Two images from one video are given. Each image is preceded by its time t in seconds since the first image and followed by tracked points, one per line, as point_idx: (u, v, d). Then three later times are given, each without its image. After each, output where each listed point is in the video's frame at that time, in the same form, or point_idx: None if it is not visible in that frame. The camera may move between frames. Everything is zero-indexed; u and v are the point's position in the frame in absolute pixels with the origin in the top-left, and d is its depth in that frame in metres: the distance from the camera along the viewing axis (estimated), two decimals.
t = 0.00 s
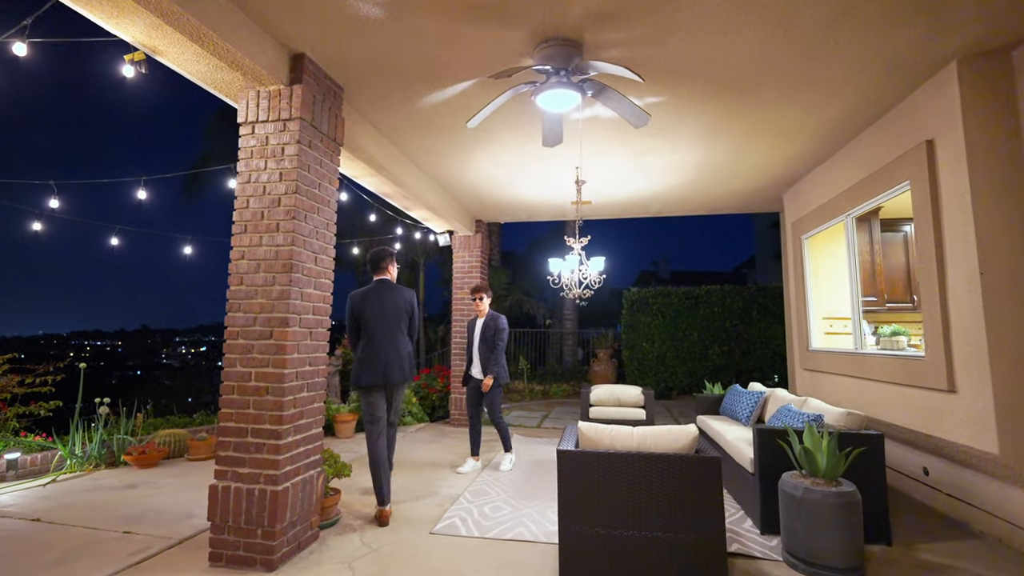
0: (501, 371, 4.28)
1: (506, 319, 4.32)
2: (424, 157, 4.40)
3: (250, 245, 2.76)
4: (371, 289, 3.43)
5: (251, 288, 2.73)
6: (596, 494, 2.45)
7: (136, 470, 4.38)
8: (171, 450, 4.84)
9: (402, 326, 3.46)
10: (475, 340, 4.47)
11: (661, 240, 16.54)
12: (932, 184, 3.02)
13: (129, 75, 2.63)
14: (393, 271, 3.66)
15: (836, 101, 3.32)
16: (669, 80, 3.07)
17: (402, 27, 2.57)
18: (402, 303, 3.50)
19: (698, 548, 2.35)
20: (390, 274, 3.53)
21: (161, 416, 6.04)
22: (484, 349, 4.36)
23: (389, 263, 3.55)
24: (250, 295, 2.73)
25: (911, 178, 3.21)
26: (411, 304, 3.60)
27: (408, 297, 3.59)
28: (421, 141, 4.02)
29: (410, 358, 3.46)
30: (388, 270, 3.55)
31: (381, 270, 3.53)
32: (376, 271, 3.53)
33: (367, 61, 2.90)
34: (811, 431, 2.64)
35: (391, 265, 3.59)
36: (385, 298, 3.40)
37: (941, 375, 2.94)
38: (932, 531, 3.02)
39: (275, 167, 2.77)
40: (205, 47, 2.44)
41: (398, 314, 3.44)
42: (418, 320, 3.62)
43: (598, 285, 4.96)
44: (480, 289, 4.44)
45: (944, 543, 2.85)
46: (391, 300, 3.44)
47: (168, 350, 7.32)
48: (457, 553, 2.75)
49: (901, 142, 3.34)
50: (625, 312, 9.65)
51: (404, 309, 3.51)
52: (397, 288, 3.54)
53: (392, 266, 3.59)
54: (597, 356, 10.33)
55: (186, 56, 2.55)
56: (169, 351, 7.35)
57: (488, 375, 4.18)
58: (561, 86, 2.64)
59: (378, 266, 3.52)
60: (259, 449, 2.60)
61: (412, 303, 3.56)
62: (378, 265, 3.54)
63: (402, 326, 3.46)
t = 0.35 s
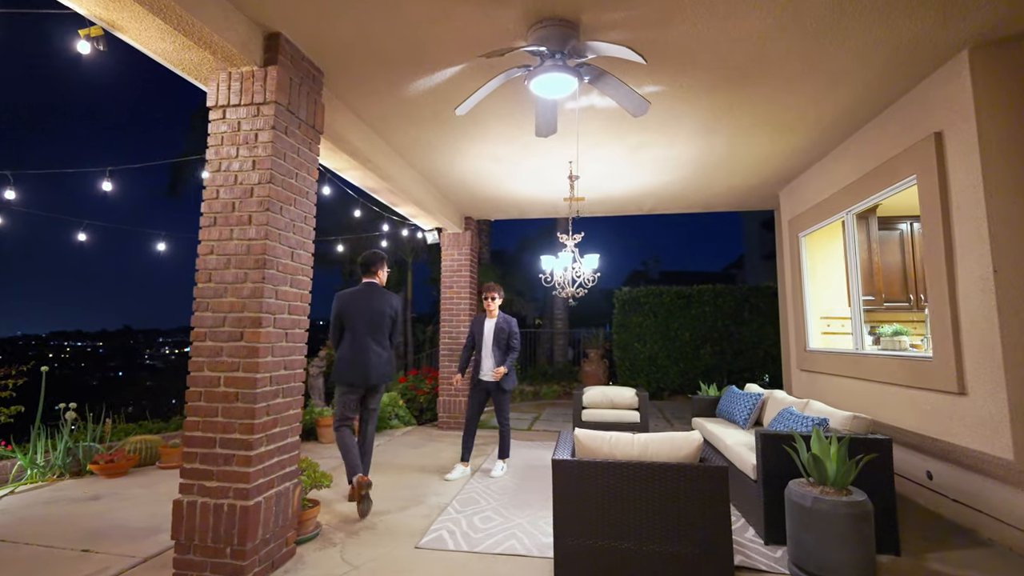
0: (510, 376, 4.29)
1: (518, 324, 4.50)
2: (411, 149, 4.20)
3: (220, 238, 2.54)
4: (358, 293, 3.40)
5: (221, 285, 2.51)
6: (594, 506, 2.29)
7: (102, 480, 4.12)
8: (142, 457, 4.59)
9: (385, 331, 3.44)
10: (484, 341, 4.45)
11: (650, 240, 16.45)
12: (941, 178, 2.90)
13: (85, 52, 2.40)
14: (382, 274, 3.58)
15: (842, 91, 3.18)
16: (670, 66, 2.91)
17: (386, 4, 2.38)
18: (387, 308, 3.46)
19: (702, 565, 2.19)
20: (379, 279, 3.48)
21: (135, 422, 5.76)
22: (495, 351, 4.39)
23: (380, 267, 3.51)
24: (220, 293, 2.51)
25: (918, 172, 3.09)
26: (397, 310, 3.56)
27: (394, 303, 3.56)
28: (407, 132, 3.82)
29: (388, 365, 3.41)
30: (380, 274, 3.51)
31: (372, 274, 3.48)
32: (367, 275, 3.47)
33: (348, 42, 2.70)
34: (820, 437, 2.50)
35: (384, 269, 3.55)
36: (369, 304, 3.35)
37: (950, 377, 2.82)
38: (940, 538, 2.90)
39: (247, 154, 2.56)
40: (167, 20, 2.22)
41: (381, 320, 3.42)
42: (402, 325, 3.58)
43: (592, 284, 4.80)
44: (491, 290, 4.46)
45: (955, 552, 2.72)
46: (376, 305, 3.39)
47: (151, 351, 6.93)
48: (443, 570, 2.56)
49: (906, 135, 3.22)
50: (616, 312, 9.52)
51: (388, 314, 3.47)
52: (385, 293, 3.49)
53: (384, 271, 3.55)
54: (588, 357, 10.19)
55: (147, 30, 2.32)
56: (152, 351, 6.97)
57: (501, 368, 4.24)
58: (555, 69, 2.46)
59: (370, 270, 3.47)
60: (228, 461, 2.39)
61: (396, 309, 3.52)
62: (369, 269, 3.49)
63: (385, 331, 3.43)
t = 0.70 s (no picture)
0: (499, 375, 4.31)
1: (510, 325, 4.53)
2: (389, 140, 4.01)
3: (175, 228, 2.32)
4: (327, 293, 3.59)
5: (176, 280, 2.30)
6: (583, 516, 2.15)
7: (52, 492, 3.81)
8: (98, 466, 4.28)
9: (346, 329, 3.50)
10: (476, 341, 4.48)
11: (631, 239, 16.46)
12: (932, 174, 2.85)
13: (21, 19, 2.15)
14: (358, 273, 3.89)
15: (834, 83, 3.11)
16: (661, 54, 2.80)
17: None
18: (348, 306, 3.52)
19: None
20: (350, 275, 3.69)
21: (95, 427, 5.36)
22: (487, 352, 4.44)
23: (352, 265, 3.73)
24: (175, 288, 2.29)
25: (908, 168, 3.05)
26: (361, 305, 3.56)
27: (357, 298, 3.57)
28: (385, 120, 3.63)
29: (355, 364, 3.48)
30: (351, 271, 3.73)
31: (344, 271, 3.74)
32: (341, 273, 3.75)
33: (320, 20, 2.51)
34: (812, 440, 2.42)
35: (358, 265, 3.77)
36: (329, 302, 3.49)
37: (941, 376, 2.78)
38: (929, 540, 2.85)
39: (206, 138, 2.34)
40: None
41: (342, 318, 3.51)
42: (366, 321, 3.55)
43: (577, 282, 4.67)
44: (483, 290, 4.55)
45: (946, 553, 2.67)
46: (338, 306, 3.50)
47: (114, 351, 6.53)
48: None
49: (897, 131, 3.18)
50: (599, 311, 9.44)
51: (350, 312, 3.53)
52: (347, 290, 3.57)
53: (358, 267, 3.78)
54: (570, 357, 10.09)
55: None
56: (121, 352, 6.58)
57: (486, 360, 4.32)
58: (542, 51, 2.31)
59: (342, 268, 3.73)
60: (183, 473, 2.18)
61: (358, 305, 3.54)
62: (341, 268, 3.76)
63: (346, 329, 3.50)
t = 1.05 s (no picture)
0: (480, 371, 4.16)
1: (495, 322, 4.42)
2: (370, 130, 3.84)
3: (128, 216, 2.14)
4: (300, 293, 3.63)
5: (128, 272, 2.11)
6: (569, 526, 2.01)
7: (7, 500, 3.57)
8: (60, 472, 4.05)
9: (305, 330, 3.48)
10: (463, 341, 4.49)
11: (619, 239, 16.42)
12: (928, 167, 2.77)
13: None
14: (338, 274, 3.80)
15: (829, 73, 3.01)
16: (653, 38, 2.67)
17: None
18: (306, 307, 3.48)
19: None
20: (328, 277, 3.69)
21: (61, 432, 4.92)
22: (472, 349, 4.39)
23: (330, 265, 3.71)
24: (127, 282, 2.11)
25: (903, 161, 2.97)
26: (318, 305, 3.48)
27: (314, 298, 3.50)
28: (365, 108, 3.46)
29: (317, 365, 3.48)
30: (329, 271, 3.72)
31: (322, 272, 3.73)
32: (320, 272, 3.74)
33: None
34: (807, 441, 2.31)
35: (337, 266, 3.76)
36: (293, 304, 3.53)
37: (938, 374, 2.70)
38: (924, 543, 2.77)
39: (161, 118, 2.16)
40: None
41: (303, 318, 3.50)
42: (320, 320, 3.45)
43: (564, 278, 4.55)
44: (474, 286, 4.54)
45: (943, 558, 2.58)
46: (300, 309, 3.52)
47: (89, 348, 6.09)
48: None
49: (892, 123, 3.10)
50: (588, 310, 9.33)
51: (308, 312, 3.48)
52: (309, 291, 3.54)
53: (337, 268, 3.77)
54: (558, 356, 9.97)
55: None
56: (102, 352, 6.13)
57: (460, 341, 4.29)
58: (527, 30, 2.17)
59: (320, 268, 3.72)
60: (133, 482, 2.00)
61: (313, 305, 3.47)
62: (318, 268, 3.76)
63: (305, 329, 3.47)
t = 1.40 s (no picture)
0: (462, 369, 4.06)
1: (483, 318, 4.24)
2: (351, 119, 3.66)
3: (74, 203, 1.95)
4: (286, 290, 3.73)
5: (74, 264, 1.93)
6: (556, 543, 1.84)
7: None
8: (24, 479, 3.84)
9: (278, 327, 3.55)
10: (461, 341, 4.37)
11: (615, 238, 16.26)
12: (938, 156, 2.62)
13: None
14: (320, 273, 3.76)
15: (833, 58, 2.86)
16: (647, 17, 2.50)
17: None
18: (280, 304, 3.54)
19: None
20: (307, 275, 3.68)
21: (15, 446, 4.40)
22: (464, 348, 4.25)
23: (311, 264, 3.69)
24: (72, 275, 1.92)
25: (911, 150, 2.81)
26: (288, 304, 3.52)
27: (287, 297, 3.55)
28: (345, 94, 3.28)
29: (283, 366, 3.53)
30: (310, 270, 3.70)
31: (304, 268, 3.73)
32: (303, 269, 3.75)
33: None
34: (812, 447, 2.15)
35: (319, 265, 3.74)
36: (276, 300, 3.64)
37: (949, 375, 2.54)
38: (933, 553, 2.62)
39: (111, 96, 1.98)
40: None
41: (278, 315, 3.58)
42: (286, 320, 3.47)
43: (556, 274, 4.39)
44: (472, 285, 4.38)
45: (955, 571, 2.43)
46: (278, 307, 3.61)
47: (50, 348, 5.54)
48: None
49: (898, 111, 2.96)
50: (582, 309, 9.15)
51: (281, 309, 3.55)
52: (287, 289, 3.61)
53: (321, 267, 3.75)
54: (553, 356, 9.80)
55: None
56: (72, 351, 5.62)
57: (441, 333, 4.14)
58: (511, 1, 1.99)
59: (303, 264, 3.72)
60: (75, 494, 1.81)
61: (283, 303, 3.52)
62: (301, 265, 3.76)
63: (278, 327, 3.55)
